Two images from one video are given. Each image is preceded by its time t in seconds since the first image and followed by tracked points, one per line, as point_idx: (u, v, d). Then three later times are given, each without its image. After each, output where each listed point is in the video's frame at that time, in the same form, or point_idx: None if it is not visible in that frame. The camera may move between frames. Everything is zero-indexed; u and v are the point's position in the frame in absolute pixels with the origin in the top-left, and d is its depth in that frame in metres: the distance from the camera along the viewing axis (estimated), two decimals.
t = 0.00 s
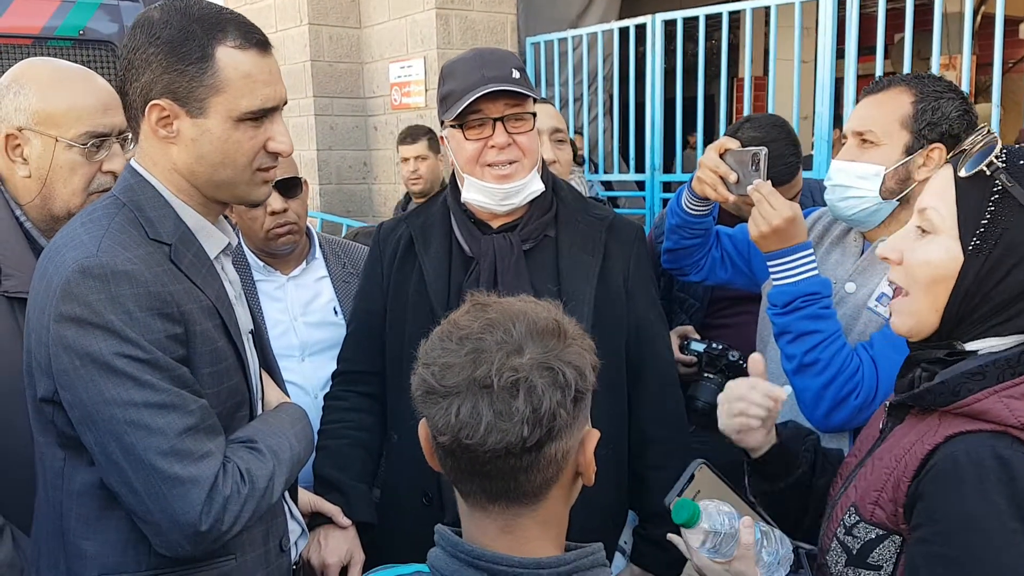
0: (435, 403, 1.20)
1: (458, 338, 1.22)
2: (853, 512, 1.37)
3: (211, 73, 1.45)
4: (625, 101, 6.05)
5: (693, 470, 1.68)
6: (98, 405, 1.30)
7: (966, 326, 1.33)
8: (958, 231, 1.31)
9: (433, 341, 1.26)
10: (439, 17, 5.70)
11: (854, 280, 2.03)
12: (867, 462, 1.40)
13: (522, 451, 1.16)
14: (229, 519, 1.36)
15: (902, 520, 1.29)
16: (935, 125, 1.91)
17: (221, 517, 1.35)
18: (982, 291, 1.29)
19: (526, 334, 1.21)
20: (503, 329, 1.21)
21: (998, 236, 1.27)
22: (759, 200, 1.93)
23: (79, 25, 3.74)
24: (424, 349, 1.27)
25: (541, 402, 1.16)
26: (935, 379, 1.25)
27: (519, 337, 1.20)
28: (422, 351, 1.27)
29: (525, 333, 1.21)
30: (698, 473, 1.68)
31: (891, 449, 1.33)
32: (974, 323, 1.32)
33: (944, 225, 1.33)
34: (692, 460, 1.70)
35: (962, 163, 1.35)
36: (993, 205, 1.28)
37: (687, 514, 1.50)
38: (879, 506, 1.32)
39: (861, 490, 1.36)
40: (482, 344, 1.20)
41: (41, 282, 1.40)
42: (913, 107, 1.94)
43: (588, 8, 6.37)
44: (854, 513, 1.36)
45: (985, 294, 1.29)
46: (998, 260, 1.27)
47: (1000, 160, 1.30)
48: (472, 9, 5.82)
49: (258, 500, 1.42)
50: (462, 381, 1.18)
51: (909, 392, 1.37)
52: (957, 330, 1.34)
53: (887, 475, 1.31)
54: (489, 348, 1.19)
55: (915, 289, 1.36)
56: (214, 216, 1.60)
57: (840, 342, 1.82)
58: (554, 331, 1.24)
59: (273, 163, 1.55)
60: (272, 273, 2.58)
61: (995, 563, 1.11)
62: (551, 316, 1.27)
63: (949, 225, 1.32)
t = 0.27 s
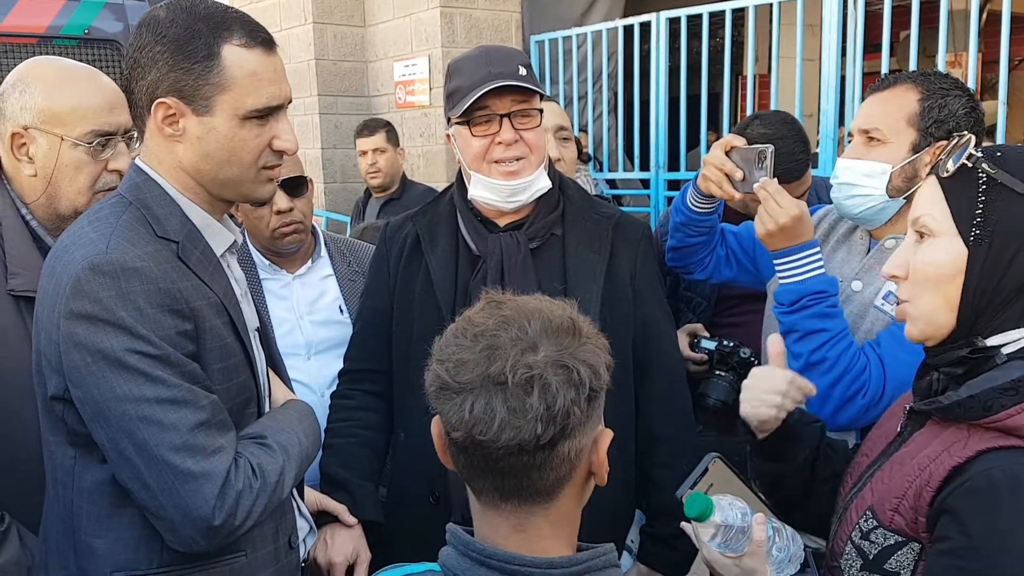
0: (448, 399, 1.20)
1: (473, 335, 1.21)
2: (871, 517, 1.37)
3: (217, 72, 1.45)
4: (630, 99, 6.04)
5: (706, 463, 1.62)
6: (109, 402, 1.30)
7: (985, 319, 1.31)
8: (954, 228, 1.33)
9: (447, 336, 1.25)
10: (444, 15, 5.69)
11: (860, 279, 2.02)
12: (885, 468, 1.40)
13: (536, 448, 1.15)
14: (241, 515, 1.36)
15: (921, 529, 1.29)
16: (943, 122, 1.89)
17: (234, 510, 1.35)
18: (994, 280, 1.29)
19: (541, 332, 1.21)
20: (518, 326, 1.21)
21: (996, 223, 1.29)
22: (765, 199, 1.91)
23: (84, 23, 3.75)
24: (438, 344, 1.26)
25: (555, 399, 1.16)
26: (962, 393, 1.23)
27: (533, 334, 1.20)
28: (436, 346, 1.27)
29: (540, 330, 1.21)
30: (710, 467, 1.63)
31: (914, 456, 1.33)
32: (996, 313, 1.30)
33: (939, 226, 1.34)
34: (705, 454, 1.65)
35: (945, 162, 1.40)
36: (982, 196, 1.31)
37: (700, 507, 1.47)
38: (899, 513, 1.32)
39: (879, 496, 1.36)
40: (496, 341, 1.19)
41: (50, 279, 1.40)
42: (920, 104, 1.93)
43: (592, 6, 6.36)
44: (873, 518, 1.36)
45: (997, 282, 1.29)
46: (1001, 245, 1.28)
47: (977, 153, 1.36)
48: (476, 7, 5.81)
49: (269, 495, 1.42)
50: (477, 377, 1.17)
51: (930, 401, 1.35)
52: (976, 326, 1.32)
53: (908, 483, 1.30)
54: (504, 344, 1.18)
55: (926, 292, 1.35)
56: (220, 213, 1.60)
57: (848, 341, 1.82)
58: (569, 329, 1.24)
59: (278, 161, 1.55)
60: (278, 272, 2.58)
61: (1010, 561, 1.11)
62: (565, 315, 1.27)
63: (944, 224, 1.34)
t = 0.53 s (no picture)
0: (459, 397, 1.19)
1: (484, 333, 1.21)
2: (880, 515, 1.36)
3: (228, 70, 1.44)
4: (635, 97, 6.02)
5: (744, 439, 1.67)
6: (118, 397, 1.30)
7: (981, 320, 1.30)
8: (940, 233, 1.33)
9: (459, 334, 1.25)
10: (448, 13, 5.69)
11: (867, 276, 2.00)
12: (892, 465, 1.39)
13: (546, 447, 1.15)
14: (247, 511, 1.36)
15: (931, 525, 1.27)
16: (949, 120, 1.88)
17: (240, 508, 1.35)
18: (987, 281, 1.28)
19: (553, 331, 1.20)
20: (530, 324, 1.20)
21: (982, 224, 1.28)
22: (771, 196, 1.90)
23: (90, 23, 3.75)
24: (450, 342, 1.26)
25: (567, 398, 1.16)
26: (967, 389, 1.24)
27: (545, 333, 1.19)
28: (447, 343, 1.27)
29: (552, 329, 1.20)
30: (748, 442, 1.68)
31: (921, 453, 1.31)
32: (992, 311, 1.29)
33: (925, 233, 1.34)
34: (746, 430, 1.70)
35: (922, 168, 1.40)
36: (964, 198, 1.31)
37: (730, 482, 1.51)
38: (907, 510, 1.31)
39: (887, 493, 1.35)
40: (508, 339, 1.18)
41: (59, 275, 1.40)
42: (927, 101, 1.92)
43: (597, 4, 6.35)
44: (882, 516, 1.35)
45: (991, 282, 1.28)
46: (990, 245, 1.27)
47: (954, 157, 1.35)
48: (481, 6, 5.80)
49: (275, 491, 1.41)
50: (487, 375, 1.17)
51: (934, 399, 1.34)
52: (974, 328, 1.31)
53: (916, 480, 1.29)
54: (516, 344, 1.18)
55: (921, 299, 1.33)
56: (229, 212, 1.60)
57: (854, 340, 1.81)
58: (581, 328, 1.23)
59: (288, 160, 1.55)
60: (283, 270, 2.58)
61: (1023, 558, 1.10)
62: (578, 314, 1.26)
63: (930, 230, 1.34)
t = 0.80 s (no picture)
0: (465, 401, 1.19)
1: (491, 337, 1.20)
2: (875, 517, 1.35)
3: (232, 72, 1.44)
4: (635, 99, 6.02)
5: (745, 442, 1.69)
6: (118, 400, 1.30)
7: (966, 324, 1.29)
8: (926, 238, 1.32)
9: (465, 337, 1.25)
10: (448, 15, 5.69)
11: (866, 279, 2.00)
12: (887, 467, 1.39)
13: (552, 453, 1.14)
14: (245, 515, 1.36)
15: (925, 526, 1.27)
16: (950, 121, 1.88)
17: (238, 511, 1.35)
18: (970, 286, 1.27)
19: (560, 336, 1.20)
20: (536, 329, 1.20)
21: (964, 230, 1.27)
22: (771, 199, 1.90)
23: (89, 26, 3.75)
24: (457, 345, 1.26)
25: (575, 403, 1.15)
26: (955, 389, 1.23)
27: (552, 337, 1.19)
28: (454, 347, 1.26)
29: (559, 334, 1.20)
30: (749, 446, 1.69)
31: (914, 454, 1.31)
32: (976, 314, 1.28)
33: (911, 238, 1.34)
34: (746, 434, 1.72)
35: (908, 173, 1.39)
36: (948, 204, 1.30)
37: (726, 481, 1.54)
38: (901, 511, 1.30)
39: (882, 495, 1.35)
40: (515, 343, 1.18)
41: (58, 277, 1.40)
42: (927, 103, 1.91)
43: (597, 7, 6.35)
44: (877, 518, 1.34)
45: (973, 288, 1.27)
46: (972, 251, 1.26)
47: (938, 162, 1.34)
48: (481, 8, 5.80)
49: (273, 495, 1.41)
50: (494, 380, 1.17)
51: (928, 400, 1.33)
52: (959, 331, 1.30)
53: (909, 480, 1.29)
54: (524, 349, 1.17)
55: (906, 304, 1.34)
56: (232, 215, 1.60)
57: (855, 341, 1.80)
58: (588, 333, 1.22)
59: (292, 162, 1.54)
60: (284, 272, 2.57)
61: None
62: (585, 318, 1.26)
63: (916, 235, 1.33)
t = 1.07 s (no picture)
0: (467, 409, 1.20)
1: (494, 345, 1.21)
2: (870, 525, 1.37)
3: (228, 83, 1.45)
4: (632, 105, 6.04)
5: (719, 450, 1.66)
6: (114, 410, 1.31)
7: (959, 339, 1.32)
8: (939, 244, 1.32)
9: (468, 345, 1.25)
10: (446, 22, 5.71)
11: (864, 285, 2.01)
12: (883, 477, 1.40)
13: (553, 462, 1.15)
14: (241, 524, 1.36)
15: (919, 535, 1.28)
16: (945, 130, 1.90)
17: (234, 521, 1.35)
18: (968, 303, 1.28)
19: (562, 345, 1.21)
20: (539, 338, 1.21)
21: (976, 249, 1.26)
22: (767, 206, 1.92)
23: (88, 33, 3.76)
24: (459, 353, 1.27)
25: (576, 412, 1.16)
26: (955, 402, 1.25)
27: (554, 347, 1.20)
28: (456, 354, 1.27)
29: (561, 343, 1.21)
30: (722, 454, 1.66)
31: (909, 464, 1.33)
32: (970, 333, 1.30)
33: (926, 241, 1.34)
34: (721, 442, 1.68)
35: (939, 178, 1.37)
36: (971, 217, 1.28)
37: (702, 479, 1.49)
38: (896, 520, 1.32)
39: (877, 503, 1.36)
40: (517, 352, 1.19)
41: (56, 287, 1.40)
42: (922, 112, 1.93)
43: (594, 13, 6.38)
44: (872, 525, 1.36)
45: (971, 305, 1.28)
46: (980, 270, 1.26)
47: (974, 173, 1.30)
48: (479, 14, 5.82)
49: (270, 504, 1.41)
50: (496, 388, 1.17)
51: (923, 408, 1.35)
52: (955, 341, 1.32)
53: (904, 490, 1.31)
54: (527, 357, 1.18)
55: (907, 303, 1.37)
56: (228, 224, 1.60)
57: (850, 349, 1.82)
58: (590, 343, 1.23)
59: (288, 172, 1.55)
60: (282, 279, 2.57)
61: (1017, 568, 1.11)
62: (588, 328, 1.26)
63: (932, 239, 1.33)
